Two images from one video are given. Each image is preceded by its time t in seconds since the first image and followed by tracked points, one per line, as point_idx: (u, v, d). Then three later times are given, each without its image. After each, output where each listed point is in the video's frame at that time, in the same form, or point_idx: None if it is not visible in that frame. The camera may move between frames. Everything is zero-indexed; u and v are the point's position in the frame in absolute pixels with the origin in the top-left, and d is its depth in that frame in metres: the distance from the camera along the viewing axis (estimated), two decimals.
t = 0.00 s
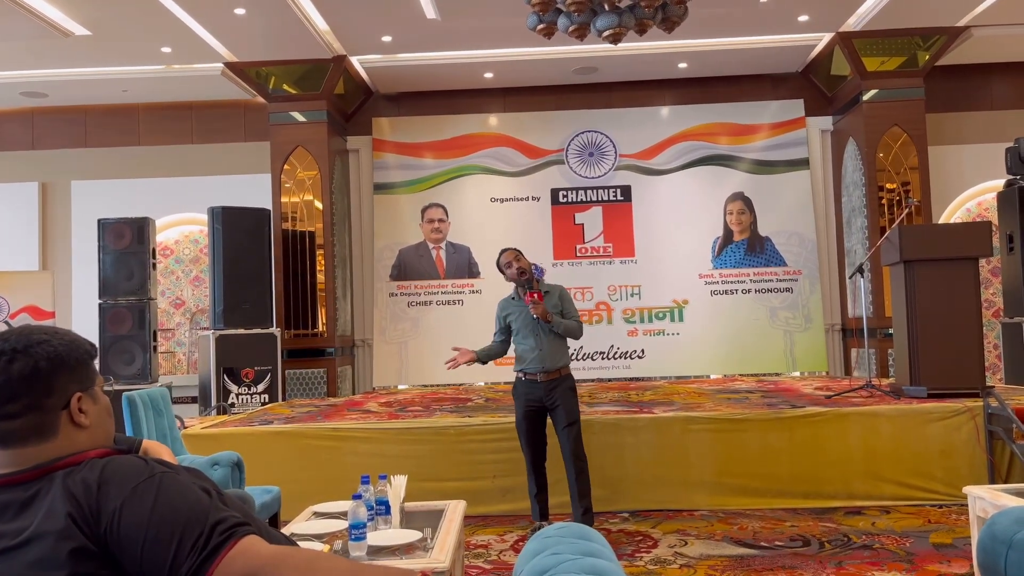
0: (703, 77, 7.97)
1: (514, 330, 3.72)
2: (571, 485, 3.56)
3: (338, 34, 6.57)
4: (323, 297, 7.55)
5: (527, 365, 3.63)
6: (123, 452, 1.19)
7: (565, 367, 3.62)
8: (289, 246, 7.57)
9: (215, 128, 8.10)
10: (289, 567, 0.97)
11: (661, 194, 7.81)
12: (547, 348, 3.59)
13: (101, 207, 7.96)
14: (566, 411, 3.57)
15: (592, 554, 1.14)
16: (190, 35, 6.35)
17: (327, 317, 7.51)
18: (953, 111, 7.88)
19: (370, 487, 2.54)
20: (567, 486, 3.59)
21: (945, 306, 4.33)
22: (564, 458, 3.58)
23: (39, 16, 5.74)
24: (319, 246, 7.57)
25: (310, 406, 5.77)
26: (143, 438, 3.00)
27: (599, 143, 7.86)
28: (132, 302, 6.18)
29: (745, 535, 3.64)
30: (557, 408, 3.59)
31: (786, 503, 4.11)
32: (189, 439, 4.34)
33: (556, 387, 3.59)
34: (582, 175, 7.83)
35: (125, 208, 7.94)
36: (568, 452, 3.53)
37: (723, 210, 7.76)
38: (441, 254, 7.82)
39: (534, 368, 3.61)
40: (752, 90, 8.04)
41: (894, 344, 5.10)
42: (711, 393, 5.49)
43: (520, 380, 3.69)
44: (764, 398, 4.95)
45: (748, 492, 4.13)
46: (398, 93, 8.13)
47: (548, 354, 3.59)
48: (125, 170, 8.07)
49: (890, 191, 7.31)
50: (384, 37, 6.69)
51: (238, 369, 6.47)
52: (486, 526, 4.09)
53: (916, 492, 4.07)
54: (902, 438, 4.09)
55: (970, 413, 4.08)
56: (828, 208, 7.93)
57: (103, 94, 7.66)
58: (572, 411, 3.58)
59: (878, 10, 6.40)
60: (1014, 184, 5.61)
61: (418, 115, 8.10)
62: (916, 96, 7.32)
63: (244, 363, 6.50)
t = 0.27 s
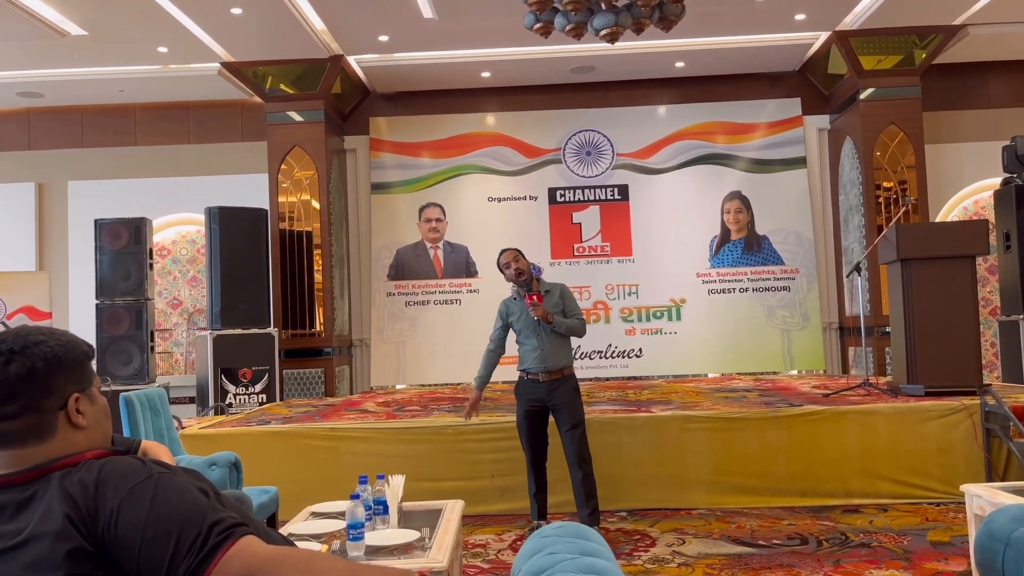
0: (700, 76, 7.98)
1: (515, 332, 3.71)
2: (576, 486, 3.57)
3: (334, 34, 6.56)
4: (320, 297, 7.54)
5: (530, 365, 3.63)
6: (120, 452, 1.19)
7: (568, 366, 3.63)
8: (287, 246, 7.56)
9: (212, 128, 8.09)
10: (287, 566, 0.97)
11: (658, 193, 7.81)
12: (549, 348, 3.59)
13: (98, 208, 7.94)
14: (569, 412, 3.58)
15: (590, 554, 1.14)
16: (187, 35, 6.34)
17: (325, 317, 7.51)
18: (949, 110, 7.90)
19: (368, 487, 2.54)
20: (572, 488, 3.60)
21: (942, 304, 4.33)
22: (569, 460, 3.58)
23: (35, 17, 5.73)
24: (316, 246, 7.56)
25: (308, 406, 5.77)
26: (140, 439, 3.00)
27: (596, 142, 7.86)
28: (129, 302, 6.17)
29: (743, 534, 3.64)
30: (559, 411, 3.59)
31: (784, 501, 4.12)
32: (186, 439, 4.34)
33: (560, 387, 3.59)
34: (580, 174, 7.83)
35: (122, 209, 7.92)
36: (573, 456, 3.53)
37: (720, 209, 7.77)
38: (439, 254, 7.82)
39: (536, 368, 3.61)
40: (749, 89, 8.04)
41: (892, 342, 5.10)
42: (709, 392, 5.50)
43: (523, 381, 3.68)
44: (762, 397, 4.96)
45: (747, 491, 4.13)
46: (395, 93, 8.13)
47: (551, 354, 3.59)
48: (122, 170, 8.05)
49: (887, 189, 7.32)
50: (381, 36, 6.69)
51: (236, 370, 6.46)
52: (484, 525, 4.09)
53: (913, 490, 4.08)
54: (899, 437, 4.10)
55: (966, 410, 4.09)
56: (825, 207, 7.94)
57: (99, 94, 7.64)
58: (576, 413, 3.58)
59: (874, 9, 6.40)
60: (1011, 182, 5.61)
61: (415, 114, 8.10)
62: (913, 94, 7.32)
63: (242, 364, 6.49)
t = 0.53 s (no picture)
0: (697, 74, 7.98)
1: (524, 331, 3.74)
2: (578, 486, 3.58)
3: (332, 33, 6.56)
4: (318, 296, 7.55)
5: (537, 364, 3.64)
6: (117, 452, 1.19)
7: (576, 366, 3.62)
8: (285, 245, 7.54)
9: (210, 127, 8.08)
10: (284, 568, 0.97)
11: (656, 192, 7.81)
12: (556, 347, 3.59)
13: (95, 207, 7.92)
14: (576, 414, 3.58)
15: (589, 553, 1.13)
16: (184, 34, 6.34)
17: (323, 316, 7.51)
18: (947, 108, 7.91)
19: (366, 486, 2.53)
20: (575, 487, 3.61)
21: (940, 303, 4.34)
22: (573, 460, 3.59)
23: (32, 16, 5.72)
24: (314, 245, 7.55)
25: (306, 406, 5.76)
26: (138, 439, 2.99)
27: (594, 142, 7.86)
28: (127, 302, 6.16)
29: (741, 532, 3.65)
30: (565, 412, 3.59)
31: (782, 500, 4.12)
32: (185, 439, 4.33)
33: (565, 387, 3.59)
34: (578, 173, 7.83)
35: (119, 208, 7.91)
36: (577, 458, 3.55)
37: (718, 208, 7.77)
38: (437, 253, 7.82)
39: (543, 368, 3.61)
40: (747, 87, 8.04)
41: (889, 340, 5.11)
42: (707, 391, 5.50)
43: (530, 379, 3.69)
44: (760, 396, 4.96)
45: (745, 490, 4.13)
46: (393, 92, 8.12)
47: (557, 353, 3.59)
48: (119, 169, 8.04)
49: (885, 188, 7.33)
50: (378, 35, 6.68)
51: (234, 369, 6.46)
52: (482, 524, 4.09)
53: (911, 489, 4.09)
54: (897, 435, 4.10)
55: (964, 409, 4.09)
56: (823, 206, 7.94)
57: (97, 93, 7.63)
58: (583, 414, 3.59)
59: (872, 8, 6.41)
60: (1008, 181, 5.62)
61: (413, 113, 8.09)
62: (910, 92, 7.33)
63: (240, 363, 6.49)
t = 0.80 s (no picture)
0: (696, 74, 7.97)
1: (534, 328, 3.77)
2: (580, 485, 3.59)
3: (331, 32, 6.56)
4: (316, 295, 7.55)
5: (544, 361, 3.66)
6: (115, 451, 1.19)
7: (583, 366, 3.62)
8: (283, 244, 7.53)
9: (208, 126, 8.07)
10: (281, 568, 0.96)
11: (655, 191, 7.81)
12: (563, 347, 3.60)
13: (93, 206, 7.91)
14: (579, 413, 3.57)
15: (587, 552, 1.13)
16: (182, 32, 6.33)
17: (321, 315, 7.50)
18: (945, 107, 7.91)
19: (365, 484, 2.53)
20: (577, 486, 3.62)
21: (938, 302, 4.34)
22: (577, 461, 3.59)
23: (30, 14, 5.71)
24: (312, 244, 7.55)
25: (305, 405, 5.75)
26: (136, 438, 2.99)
27: (593, 140, 7.86)
28: (125, 301, 6.15)
29: (740, 531, 3.65)
30: (569, 412, 3.59)
31: (781, 499, 4.12)
32: (183, 438, 4.33)
33: (570, 386, 3.59)
34: (577, 172, 7.83)
35: (117, 207, 7.90)
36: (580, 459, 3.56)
37: (717, 207, 7.77)
38: (435, 252, 7.81)
39: (549, 366, 3.63)
40: (746, 86, 8.04)
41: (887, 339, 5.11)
42: (705, 390, 5.50)
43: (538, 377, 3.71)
44: (758, 395, 4.96)
45: (743, 489, 4.13)
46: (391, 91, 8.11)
47: (564, 353, 3.60)
48: (117, 168, 8.03)
49: (883, 187, 7.34)
50: (377, 34, 6.67)
51: (232, 368, 6.45)
52: (481, 523, 4.09)
53: (909, 488, 4.09)
54: (895, 434, 4.11)
55: (962, 408, 4.10)
56: (821, 205, 7.95)
57: (95, 92, 7.61)
58: (585, 414, 3.58)
59: (871, 7, 6.41)
60: (1006, 181, 5.63)
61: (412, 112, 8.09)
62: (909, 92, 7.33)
63: (238, 362, 6.48)
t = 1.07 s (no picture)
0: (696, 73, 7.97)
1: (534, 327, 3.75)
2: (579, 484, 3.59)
3: (331, 31, 6.55)
4: (316, 294, 7.55)
5: (544, 361, 3.65)
6: (115, 450, 1.19)
7: (584, 366, 3.63)
8: (282, 243, 7.52)
9: (208, 124, 8.07)
10: (279, 568, 0.96)
11: (655, 190, 7.81)
12: (566, 347, 3.60)
13: (93, 204, 7.91)
14: (581, 413, 3.58)
15: (586, 551, 1.13)
16: (182, 31, 6.32)
17: (321, 314, 7.50)
18: (945, 107, 7.91)
19: (364, 483, 2.52)
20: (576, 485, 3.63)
21: (937, 301, 4.34)
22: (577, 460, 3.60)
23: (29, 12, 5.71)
24: (312, 243, 7.54)
25: (304, 403, 5.76)
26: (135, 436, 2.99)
27: (592, 139, 7.86)
28: (124, 299, 6.15)
29: (739, 530, 3.65)
30: (570, 411, 3.59)
31: (780, 498, 4.12)
32: (182, 437, 4.33)
33: (571, 385, 3.59)
34: (576, 171, 7.83)
35: (116, 205, 7.89)
36: (580, 458, 3.57)
37: (716, 206, 7.77)
38: (434, 251, 7.81)
39: (550, 366, 3.62)
40: (746, 86, 8.03)
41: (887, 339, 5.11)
42: (705, 389, 5.50)
43: (535, 377, 3.68)
44: (757, 394, 4.96)
45: (742, 488, 4.13)
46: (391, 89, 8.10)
47: (566, 352, 3.60)
48: (117, 167, 8.02)
49: (882, 187, 7.34)
50: (376, 33, 6.66)
51: (232, 367, 6.45)
52: (480, 522, 4.09)
53: (908, 488, 4.09)
54: (894, 434, 4.11)
55: (962, 407, 4.10)
56: (821, 204, 7.95)
57: (94, 90, 7.61)
58: (586, 414, 3.58)
59: (871, 7, 6.40)
60: (1005, 180, 5.63)
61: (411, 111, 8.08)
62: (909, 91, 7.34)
63: (237, 361, 6.48)
